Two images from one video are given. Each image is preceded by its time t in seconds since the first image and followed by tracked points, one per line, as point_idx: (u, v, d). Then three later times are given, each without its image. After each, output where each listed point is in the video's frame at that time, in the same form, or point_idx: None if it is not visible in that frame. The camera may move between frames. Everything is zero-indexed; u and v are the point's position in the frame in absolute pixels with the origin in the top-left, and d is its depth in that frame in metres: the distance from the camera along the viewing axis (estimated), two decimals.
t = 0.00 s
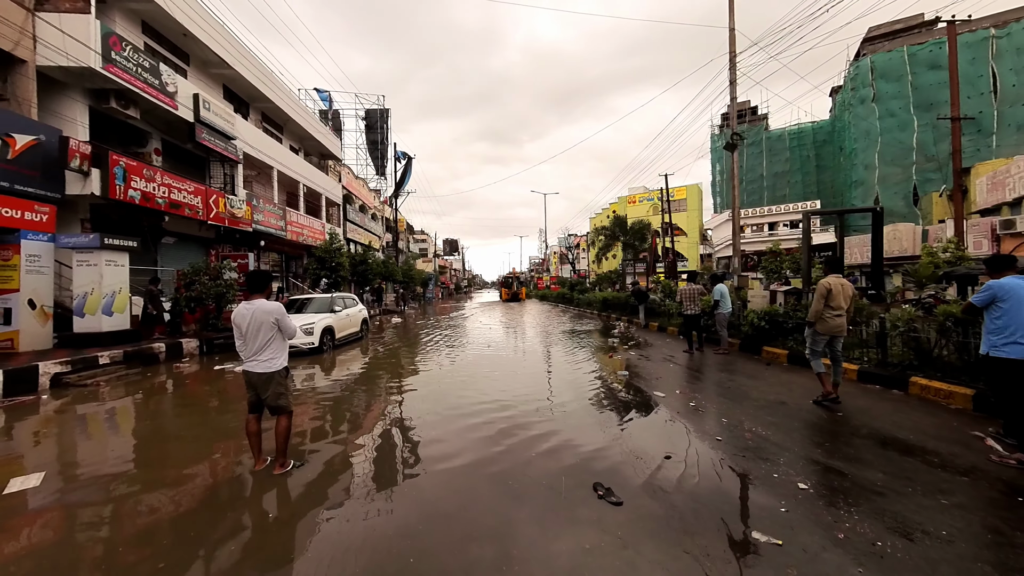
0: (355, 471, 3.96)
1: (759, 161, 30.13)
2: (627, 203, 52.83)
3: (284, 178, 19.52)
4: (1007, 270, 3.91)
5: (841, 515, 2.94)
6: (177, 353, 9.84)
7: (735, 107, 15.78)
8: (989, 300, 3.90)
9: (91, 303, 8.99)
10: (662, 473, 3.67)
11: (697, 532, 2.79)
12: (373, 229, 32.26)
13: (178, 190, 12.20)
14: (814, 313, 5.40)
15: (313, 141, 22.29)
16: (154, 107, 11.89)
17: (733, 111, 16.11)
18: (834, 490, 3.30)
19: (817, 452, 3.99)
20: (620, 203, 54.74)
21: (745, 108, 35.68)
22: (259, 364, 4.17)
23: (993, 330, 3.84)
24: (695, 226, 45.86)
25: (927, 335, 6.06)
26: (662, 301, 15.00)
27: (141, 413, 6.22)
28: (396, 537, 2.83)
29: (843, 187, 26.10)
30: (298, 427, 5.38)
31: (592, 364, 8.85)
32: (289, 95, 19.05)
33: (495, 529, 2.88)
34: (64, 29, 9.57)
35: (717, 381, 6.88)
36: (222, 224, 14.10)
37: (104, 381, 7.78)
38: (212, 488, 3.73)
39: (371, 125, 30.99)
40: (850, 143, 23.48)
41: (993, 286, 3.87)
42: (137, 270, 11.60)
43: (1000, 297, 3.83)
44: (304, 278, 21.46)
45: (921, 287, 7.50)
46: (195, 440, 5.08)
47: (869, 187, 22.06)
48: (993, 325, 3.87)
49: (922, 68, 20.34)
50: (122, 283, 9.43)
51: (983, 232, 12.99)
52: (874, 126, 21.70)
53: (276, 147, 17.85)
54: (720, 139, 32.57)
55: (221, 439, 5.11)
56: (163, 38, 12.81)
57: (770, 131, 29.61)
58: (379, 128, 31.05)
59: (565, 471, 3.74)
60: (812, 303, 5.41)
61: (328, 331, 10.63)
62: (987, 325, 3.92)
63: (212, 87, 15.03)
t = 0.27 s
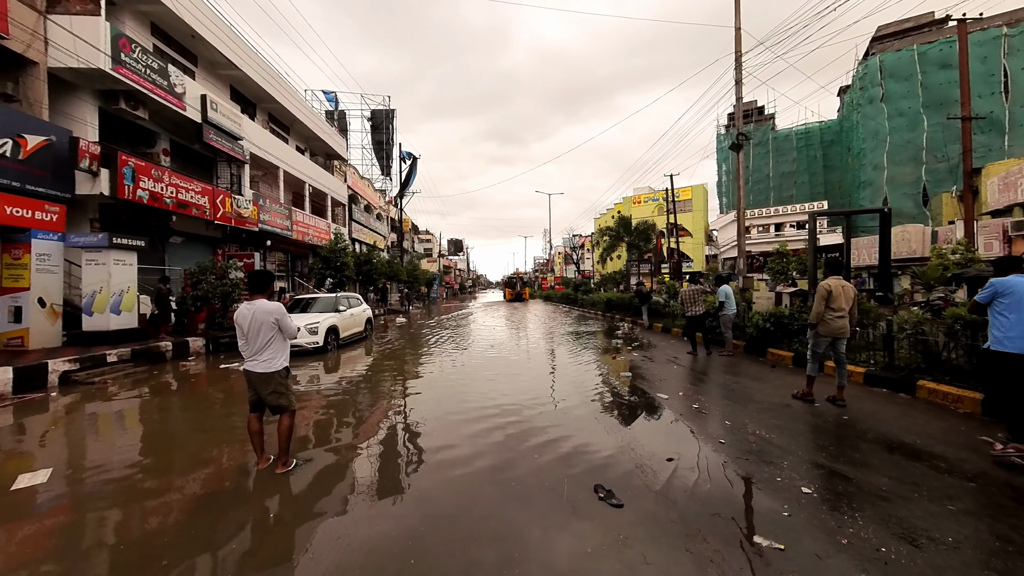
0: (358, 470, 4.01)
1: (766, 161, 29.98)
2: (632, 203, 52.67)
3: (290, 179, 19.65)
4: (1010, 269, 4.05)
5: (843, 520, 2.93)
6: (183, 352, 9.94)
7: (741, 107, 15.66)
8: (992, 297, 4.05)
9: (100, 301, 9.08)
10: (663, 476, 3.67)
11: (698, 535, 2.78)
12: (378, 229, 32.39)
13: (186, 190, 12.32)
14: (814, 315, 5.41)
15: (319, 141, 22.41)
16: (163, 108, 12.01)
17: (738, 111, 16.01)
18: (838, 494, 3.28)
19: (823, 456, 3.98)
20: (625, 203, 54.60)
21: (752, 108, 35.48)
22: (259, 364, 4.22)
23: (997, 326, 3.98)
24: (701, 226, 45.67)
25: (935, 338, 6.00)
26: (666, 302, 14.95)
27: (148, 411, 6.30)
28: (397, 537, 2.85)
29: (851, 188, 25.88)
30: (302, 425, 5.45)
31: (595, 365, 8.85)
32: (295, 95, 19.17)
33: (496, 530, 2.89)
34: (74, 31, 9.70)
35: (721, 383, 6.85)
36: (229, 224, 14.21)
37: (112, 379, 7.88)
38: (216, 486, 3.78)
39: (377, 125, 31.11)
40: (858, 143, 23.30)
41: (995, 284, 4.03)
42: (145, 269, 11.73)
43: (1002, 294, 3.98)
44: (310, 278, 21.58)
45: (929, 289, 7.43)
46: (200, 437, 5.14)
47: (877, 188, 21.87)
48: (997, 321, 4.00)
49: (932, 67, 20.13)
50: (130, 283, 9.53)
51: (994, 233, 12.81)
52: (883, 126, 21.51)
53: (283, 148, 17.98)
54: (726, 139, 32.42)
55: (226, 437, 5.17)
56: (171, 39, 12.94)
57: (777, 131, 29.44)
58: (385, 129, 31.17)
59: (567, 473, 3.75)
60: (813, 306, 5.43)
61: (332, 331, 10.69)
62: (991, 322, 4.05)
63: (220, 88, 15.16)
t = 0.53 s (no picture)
0: (360, 469, 4.04)
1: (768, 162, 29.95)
2: (634, 203, 52.63)
3: (294, 179, 19.75)
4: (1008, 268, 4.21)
5: (843, 522, 2.95)
6: (187, 350, 10.01)
7: (743, 107, 15.66)
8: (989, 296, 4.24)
9: (106, 300, 9.17)
10: (664, 476, 3.68)
11: (698, 536, 2.80)
12: (380, 229, 32.47)
13: (191, 190, 12.40)
14: (806, 317, 5.51)
15: (323, 142, 22.50)
16: (168, 109, 12.10)
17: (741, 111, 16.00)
18: (838, 496, 3.30)
19: (824, 457, 4.00)
20: (627, 204, 54.59)
21: (755, 109, 35.43)
22: (259, 364, 4.27)
23: (990, 323, 4.19)
24: (703, 227, 45.64)
25: (938, 339, 6.01)
26: (668, 303, 14.95)
27: (152, 408, 6.36)
28: (398, 536, 2.87)
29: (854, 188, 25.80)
30: (305, 423, 5.50)
31: (596, 365, 8.87)
32: (299, 96, 19.26)
33: (497, 529, 2.92)
34: (81, 33, 9.79)
35: (722, 384, 6.87)
36: (233, 224, 14.30)
37: (116, 377, 7.95)
38: (219, 483, 3.81)
39: (380, 126, 31.21)
40: (862, 143, 23.24)
41: (991, 284, 4.21)
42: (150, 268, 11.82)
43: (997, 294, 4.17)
44: (313, 277, 21.67)
45: (932, 290, 7.43)
46: (204, 435, 5.19)
47: (880, 188, 21.82)
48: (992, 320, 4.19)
49: (936, 67, 20.06)
50: (135, 282, 9.60)
51: (998, 234, 12.76)
52: (886, 126, 21.46)
53: (287, 148, 18.08)
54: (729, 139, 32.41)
55: (229, 434, 5.21)
56: (177, 40, 13.02)
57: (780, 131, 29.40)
58: (388, 129, 31.23)
59: (568, 473, 3.77)
60: (804, 308, 5.54)
61: (335, 330, 10.75)
62: (986, 319, 4.24)
63: (225, 89, 15.26)
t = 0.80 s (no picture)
0: (361, 468, 4.07)
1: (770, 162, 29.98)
2: (635, 203, 52.68)
3: (296, 179, 19.80)
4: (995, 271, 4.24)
5: (843, 523, 2.95)
6: (189, 349, 10.04)
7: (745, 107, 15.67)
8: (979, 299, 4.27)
9: (108, 300, 9.22)
10: (665, 476, 3.71)
11: (699, 536, 2.81)
12: (382, 229, 32.52)
13: (193, 190, 12.44)
14: (796, 316, 5.81)
15: (324, 142, 22.56)
16: (170, 109, 12.14)
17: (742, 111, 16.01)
18: (839, 497, 3.31)
19: (825, 458, 4.01)
20: (628, 203, 54.58)
21: (756, 109, 35.44)
22: (259, 363, 4.29)
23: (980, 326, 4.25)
24: (704, 227, 45.64)
25: (939, 340, 6.01)
26: (668, 303, 14.97)
27: (154, 407, 6.37)
28: (398, 535, 2.90)
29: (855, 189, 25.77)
30: (307, 422, 5.52)
31: (597, 364, 8.89)
32: (301, 96, 19.31)
33: (498, 529, 2.94)
34: (85, 33, 9.84)
35: (723, 384, 6.88)
36: (235, 223, 14.34)
37: (119, 376, 7.98)
38: (220, 482, 3.83)
39: (382, 126, 31.26)
40: (863, 144, 23.23)
41: (980, 287, 4.24)
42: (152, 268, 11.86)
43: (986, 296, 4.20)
44: (314, 277, 21.71)
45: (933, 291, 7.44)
46: (206, 434, 5.21)
47: (881, 188, 21.81)
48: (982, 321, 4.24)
49: (938, 67, 20.06)
50: (138, 282, 9.66)
51: (999, 235, 12.72)
52: (888, 126, 21.45)
53: (289, 148, 18.13)
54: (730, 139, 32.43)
55: (230, 433, 5.23)
56: (179, 41, 13.08)
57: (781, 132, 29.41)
58: (389, 129, 31.28)
59: (569, 473, 3.79)
60: (793, 308, 5.84)
61: (336, 329, 10.78)
62: (974, 321, 4.29)
63: (227, 89, 15.30)
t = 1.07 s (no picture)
0: (360, 467, 4.09)
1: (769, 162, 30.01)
2: (635, 203, 52.69)
3: (296, 179, 19.82)
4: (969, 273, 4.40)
5: (843, 524, 2.96)
6: (189, 349, 10.05)
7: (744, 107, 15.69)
8: (954, 299, 4.43)
9: (108, 299, 9.23)
10: (664, 475, 3.72)
11: (697, 537, 2.82)
12: (382, 229, 32.53)
13: (193, 190, 12.45)
14: (788, 316, 5.84)
15: (325, 142, 22.57)
16: (170, 109, 12.14)
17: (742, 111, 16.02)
18: (838, 497, 3.32)
19: (825, 458, 4.01)
20: (628, 204, 54.63)
21: (756, 109, 35.47)
22: (256, 362, 4.29)
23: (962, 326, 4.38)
24: (704, 227, 45.67)
25: (940, 340, 6.01)
26: (668, 303, 14.99)
27: (154, 407, 6.38)
28: (397, 535, 2.90)
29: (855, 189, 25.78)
30: (306, 422, 5.54)
31: (597, 364, 8.90)
32: (302, 96, 19.33)
33: (497, 529, 2.94)
34: (85, 33, 9.85)
35: (723, 384, 6.90)
36: (235, 223, 14.35)
37: (119, 375, 7.98)
38: (219, 482, 3.84)
39: (382, 126, 31.28)
40: (863, 144, 23.26)
41: (957, 289, 4.38)
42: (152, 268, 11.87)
43: (961, 296, 4.37)
44: (315, 277, 21.73)
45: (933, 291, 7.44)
46: (205, 433, 5.22)
47: (881, 188, 21.83)
48: (956, 320, 4.42)
49: (937, 67, 20.08)
50: (138, 281, 9.68)
51: (999, 234, 12.73)
52: (887, 126, 21.48)
53: (289, 148, 18.14)
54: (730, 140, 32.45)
55: (230, 433, 5.24)
56: (180, 41, 13.10)
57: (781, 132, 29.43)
58: (390, 130, 31.32)
59: (568, 473, 3.80)
60: (786, 308, 5.88)
61: (336, 329, 10.79)
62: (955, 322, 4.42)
63: (227, 89, 15.32)
